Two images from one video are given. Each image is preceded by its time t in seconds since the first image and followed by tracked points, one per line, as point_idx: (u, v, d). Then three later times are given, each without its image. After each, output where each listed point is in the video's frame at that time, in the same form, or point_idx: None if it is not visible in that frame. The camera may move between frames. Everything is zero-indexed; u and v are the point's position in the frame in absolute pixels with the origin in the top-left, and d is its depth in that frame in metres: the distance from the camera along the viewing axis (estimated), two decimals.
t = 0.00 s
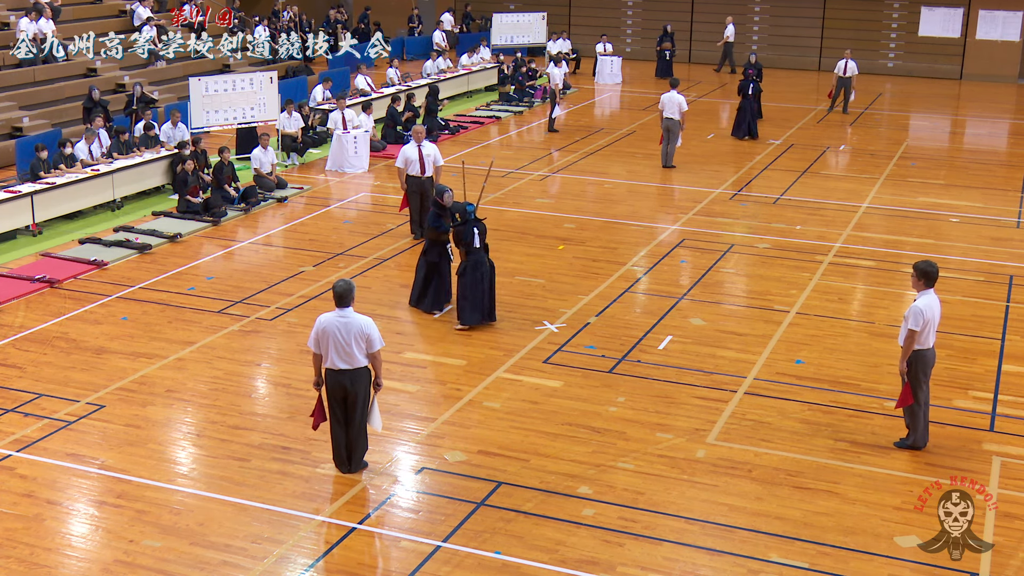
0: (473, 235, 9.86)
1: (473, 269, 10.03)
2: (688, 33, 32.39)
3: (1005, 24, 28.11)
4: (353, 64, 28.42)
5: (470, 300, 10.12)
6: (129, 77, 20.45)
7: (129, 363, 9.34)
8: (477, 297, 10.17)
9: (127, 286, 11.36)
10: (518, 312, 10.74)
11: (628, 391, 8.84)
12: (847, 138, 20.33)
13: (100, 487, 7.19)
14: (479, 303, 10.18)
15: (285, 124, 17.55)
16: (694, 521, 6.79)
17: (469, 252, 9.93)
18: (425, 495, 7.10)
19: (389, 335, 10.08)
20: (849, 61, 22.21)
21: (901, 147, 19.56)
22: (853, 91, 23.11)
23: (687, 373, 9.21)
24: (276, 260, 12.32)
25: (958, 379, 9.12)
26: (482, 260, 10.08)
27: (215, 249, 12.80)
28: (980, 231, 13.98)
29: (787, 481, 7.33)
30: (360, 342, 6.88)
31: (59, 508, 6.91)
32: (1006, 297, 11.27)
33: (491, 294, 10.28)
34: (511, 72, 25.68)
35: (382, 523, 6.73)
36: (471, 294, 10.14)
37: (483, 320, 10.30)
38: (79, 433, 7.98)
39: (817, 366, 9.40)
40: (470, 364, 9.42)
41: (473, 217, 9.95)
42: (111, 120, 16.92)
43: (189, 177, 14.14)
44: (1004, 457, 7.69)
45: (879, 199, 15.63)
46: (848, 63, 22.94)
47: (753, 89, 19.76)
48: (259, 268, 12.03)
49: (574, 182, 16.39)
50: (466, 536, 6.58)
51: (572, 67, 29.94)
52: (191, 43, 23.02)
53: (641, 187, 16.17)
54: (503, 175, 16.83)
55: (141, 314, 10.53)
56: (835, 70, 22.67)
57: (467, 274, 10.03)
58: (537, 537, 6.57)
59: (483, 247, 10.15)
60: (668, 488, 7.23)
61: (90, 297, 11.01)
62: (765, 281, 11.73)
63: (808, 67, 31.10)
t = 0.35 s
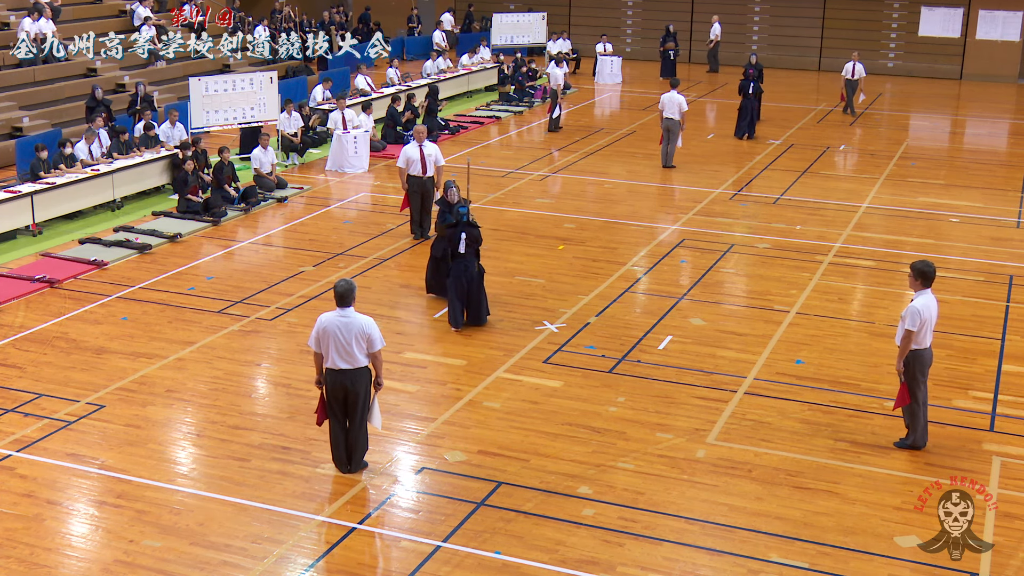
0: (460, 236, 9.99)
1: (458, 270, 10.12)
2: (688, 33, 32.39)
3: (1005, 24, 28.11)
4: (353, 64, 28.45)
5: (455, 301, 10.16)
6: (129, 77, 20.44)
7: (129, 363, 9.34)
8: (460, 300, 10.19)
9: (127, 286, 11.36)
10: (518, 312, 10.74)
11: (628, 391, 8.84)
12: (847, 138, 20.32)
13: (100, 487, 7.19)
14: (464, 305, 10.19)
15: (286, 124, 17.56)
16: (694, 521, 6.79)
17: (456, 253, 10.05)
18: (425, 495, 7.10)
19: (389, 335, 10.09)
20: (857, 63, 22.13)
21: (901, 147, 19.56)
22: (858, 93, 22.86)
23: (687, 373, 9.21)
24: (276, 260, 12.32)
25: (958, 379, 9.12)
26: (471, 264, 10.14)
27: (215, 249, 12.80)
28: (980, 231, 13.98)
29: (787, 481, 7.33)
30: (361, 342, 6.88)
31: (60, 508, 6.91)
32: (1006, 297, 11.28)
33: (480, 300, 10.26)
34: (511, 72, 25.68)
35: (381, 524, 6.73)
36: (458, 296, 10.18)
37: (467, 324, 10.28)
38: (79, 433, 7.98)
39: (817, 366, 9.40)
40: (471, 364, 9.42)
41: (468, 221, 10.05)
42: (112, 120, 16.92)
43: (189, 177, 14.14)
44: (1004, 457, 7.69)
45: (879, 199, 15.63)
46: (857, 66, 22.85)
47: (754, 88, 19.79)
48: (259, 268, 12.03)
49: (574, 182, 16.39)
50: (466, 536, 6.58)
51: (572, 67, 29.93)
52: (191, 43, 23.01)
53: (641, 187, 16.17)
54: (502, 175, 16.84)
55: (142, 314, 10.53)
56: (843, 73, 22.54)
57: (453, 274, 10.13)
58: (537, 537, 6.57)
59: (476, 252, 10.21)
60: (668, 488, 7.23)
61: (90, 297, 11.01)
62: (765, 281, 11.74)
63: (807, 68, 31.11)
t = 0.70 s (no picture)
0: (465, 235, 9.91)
1: (461, 269, 10.05)
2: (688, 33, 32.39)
3: (1005, 24, 28.12)
4: (352, 64, 28.48)
5: (456, 299, 10.12)
6: (129, 77, 20.44)
7: (129, 363, 9.34)
8: (462, 299, 10.13)
9: (127, 286, 11.36)
10: (518, 312, 10.74)
11: (628, 391, 8.84)
12: (847, 138, 20.31)
13: (101, 487, 7.19)
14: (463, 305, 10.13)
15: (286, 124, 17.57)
16: (694, 521, 6.79)
17: (460, 251, 9.98)
18: (425, 495, 7.10)
19: (389, 335, 10.08)
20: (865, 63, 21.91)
21: (901, 147, 19.55)
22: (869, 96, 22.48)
23: (687, 373, 9.21)
24: (276, 260, 12.32)
25: (958, 379, 9.12)
26: (475, 264, 10.07)
27: (215, 249, 12.80)
28: (980, 231, 13.98)
29: (787, 481, 7.33)
30: (355, 340, 6.87)
31: (60, 508, 6.91)
32: (1006, 297, 11.28)
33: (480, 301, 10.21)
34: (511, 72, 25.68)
35: (382, 524, 6.73)
36: (460, 294, 10.11)
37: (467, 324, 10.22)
38: (79, 433, 7.98)
39: (817, 366, 9.40)
40: (471, 364, 9.42)
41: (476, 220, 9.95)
42: (112, 120, 16.92)
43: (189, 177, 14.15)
44: (1004, 457, 7.69)
45: (879, 199, 15.63)
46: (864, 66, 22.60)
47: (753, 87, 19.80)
48: (259, 268, 12.02)
49: (574, 182, 16.38)
50: (466, 536, 6.58)
51: (572, 67, 29.92)
52: (191, 43, 23.01)
53: (641, 187, 16.17)
54: (502, 175, 16.84)
55: (141, 314, 10.53)
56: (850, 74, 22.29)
57: (456, 272, 10.07)
58: (537, 537, 6.57)
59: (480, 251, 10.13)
60: (668, 488, 7.23)
61: (90, 297, 11.01)
62: (765, 281, 11.73)
63: (807, 68, 31.11)
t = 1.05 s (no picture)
0: (455, 248, 9.61)
1: (451, 281, 9.80)
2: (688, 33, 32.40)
3: (1005, 24, 28.12)
4: (352, 64, 28.50)
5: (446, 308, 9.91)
6: (129, 77, 20.43)
7: (129, 363, 9.34)
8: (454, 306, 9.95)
9: (127, 286, 11.36)
10: (517, 312, 10.74)
11: (628, 391, 8.84)
12: (847, 138, 20.32)
13: (101, 487, 7.19)
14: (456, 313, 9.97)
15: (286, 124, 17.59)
16: (694, 521, 6.79)
17: (450, 263, 9.69)
18: (425, 495, 7.10)
19: (389, 335, 10.08)
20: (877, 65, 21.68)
21: (901, 147, 19.54)
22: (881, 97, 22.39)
23: (687, 373, 9.21)
24: (276, 260, 12.32)
25: (958, 379, 9.12)
26: (466, 276, 9.83)
27: (215, 249, 12.80)
28: (980, 231, 13.98)
29: (787, 481, 7.33)
30: (354, 341, 6.83)
31: (60, 508, 6.91)
32: (1006, 297, 11.28)
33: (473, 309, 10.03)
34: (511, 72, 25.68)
35: (382, 524, 6.73)
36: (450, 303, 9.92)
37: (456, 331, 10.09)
38: (79, 433, 7.98)
39: (817, 365, 9.40)
40: (471, 364, 9.42)
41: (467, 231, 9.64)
42: (112, 120, 16.92)
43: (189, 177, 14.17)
44: (1003, 457, 7.69)
45: (879, 199, 15.63)
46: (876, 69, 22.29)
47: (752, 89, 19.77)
48: (259, 268, 12.03)
49: (574, 182, 16.38)
50: (466, 536, 6.58)
51: (572, 67, 29.92)
52: (191, 43, 23.00)
53: (641, 188, 16.17)
54: (502, 175, 16.84)
55: (142, 314, 10.53)
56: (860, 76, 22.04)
57: (446, 284, 9.82)
58: (537, 537, 6.57)
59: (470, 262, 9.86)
60: (668, 488, 7.23)
61: (90, 297, 11.01)
62: (765, 281, 11.74)
63: (807, 68, 31.11)
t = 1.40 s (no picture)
0: (442, 247, 9.61)
1: (441, 280, 9.77)
2: (688, 33, 32.42)
3: (1005, 24, 28.13)
4: (353, 64, 28.48)
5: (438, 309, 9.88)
6: (129, 77, 20.43)
7: (129, 363, 9.34)
8: (445, 307, 9.90)
9: (127, 286, 11.36)
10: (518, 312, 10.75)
11: (628, 391, 8.84)
12: (847, 138, 20.32)
13: (101, 487, 7.19)
14: (447, 314, 9.91)
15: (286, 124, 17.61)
16: (694, 521, 6.79)
17: (439, 263, 9.67)
18: (425, 495, 7.10)
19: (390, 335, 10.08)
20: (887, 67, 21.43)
21: (901, 147, 19.54)
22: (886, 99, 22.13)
23: (687, 373, 9.21)
24: (276, 260, 12.32)
25: (958, 379, 9.12)
26: (455, 276, 9.76)
27: (215, 249, 12.80)
28: (980, 231, 13.97)
29: (787, 481, 7.33)
30: (374, 345, 6.82)
31: (60, 508, 6.91)
32: (1006, 297, 11.28)
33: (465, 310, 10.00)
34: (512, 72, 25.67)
35: (382, 524, 6.73)
36: (442, 304, 9.89)
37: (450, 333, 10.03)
38: (79, 433, 7.98)
39: (817, 366, 9.40)
40: (471, 364, 9.42)
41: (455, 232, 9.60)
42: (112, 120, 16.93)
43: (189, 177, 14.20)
44: (1004, 457, 7.69)
45: (879, 199, 15.63)
46: (888, 69, 22.08)
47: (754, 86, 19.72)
48: (259, 267, 12.03)
49: (574, 182, 16.38)
50: (466, 536, 6.58)
51: (572, 67, 29.92)
52: (191, 43, 23.01)
53: (641, 188, 16.17)
54: (503, 174, 16.84)
55: (142, 314, 10.53)
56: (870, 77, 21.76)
57: (436, 284, 9.80)
58: (537, 537, 6.57)
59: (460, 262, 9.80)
60: (668, 488, 7.23)
61: (90, 297, 11.01)
62: (765, 281, 11.73)
63: (807, 68, 31.10)
